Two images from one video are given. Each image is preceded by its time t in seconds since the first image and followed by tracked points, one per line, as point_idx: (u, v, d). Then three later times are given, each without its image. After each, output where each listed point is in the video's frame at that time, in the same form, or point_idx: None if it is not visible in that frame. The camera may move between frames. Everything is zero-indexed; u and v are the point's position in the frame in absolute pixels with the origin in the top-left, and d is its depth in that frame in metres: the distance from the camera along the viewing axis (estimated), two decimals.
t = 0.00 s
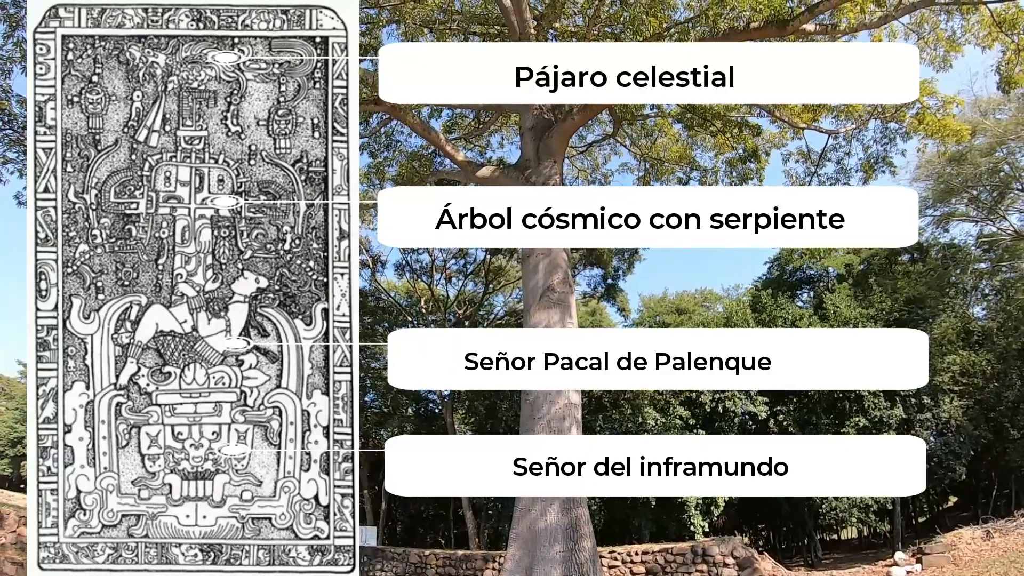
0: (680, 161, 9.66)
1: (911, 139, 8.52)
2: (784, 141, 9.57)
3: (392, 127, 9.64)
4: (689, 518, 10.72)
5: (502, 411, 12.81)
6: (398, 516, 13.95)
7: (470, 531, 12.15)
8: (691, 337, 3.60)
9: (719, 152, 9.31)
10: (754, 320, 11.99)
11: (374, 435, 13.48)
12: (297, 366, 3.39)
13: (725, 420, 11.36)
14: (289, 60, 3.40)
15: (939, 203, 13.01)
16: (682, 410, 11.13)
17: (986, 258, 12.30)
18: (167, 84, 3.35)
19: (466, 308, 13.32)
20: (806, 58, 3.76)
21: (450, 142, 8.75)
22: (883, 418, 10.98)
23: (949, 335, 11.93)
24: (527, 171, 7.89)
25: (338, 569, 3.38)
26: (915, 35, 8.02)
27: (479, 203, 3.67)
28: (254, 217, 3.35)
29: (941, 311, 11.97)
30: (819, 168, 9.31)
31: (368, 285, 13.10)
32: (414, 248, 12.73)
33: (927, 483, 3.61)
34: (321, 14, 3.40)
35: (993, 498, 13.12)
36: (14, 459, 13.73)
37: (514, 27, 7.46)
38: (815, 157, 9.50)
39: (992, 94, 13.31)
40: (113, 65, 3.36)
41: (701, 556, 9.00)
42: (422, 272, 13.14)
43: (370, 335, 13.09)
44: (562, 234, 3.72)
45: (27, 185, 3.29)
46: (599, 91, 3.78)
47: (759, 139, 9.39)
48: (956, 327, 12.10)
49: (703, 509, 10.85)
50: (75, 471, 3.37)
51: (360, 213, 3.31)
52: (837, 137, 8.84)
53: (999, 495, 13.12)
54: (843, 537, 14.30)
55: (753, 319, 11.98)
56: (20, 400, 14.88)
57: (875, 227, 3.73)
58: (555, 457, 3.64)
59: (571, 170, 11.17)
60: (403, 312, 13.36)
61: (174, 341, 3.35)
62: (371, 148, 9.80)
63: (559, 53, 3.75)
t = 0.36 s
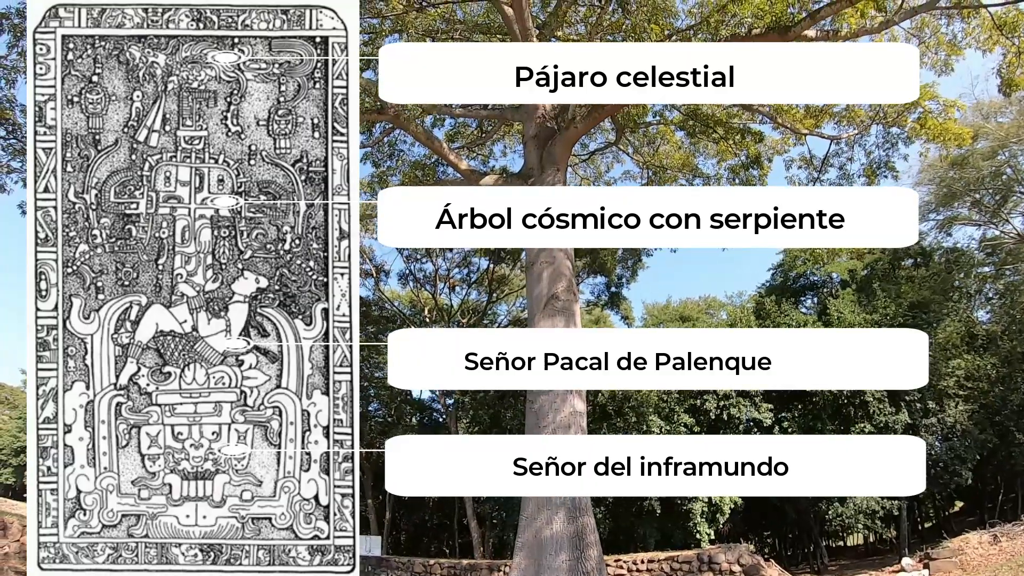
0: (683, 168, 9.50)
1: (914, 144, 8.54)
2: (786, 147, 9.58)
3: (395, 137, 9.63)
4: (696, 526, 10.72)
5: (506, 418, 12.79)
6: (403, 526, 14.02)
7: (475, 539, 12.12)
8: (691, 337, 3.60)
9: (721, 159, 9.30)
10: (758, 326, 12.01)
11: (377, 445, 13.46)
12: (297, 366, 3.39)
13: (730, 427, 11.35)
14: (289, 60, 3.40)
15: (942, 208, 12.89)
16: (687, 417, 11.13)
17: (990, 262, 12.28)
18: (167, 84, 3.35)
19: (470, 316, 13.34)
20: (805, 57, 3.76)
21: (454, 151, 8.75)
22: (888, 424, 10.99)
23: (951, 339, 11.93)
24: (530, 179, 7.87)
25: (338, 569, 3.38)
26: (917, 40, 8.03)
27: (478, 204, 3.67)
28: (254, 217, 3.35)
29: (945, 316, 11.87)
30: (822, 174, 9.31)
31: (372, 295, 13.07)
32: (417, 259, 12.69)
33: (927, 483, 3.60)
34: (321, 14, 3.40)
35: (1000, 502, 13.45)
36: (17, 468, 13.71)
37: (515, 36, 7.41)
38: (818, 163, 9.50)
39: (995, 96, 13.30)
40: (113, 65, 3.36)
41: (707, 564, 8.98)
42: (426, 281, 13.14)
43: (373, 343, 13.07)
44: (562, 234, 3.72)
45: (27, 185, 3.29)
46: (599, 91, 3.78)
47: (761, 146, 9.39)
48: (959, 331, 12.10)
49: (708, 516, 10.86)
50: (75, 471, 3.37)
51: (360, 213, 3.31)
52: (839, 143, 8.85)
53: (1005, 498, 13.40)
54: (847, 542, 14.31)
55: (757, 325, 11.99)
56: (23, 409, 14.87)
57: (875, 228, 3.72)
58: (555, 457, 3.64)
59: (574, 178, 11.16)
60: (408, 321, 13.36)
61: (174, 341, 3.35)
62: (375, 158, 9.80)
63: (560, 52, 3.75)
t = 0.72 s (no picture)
0: (684, 158, 9.50)
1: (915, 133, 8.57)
2: (787, 137, 9.59)
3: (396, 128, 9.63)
4: (697, 516, 10.80)
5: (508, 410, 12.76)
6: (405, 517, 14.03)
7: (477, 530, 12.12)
8: (691, 337, 3.60)
9: (723, 149, 9.33)
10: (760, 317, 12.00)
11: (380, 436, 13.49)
12: (297, 366, 3.39)
13: (731, 418, 11.39)
14: (289, 60, 3.39)
15: (945, 198, 12.92)
16: (688, 407, 11.13)
17: (991, 254, 12.81)
18: (167, 84, 3.35)
19: (471, 307, 13.41)
20: (805, 57, 3.76)
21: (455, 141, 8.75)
22: (891, 415, 11.06)
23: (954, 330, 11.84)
24: (531, 169, 7.88)
25: (337, 569, 3.38)
26: (920, 31, 8.06)
27: (478, 204, 3.67)
28: (254, 217, 3.35)
29: (947, 306, 11.86)
30: (824, 164, 9.35)
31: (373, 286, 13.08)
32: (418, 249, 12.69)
33: (927, 483, 3.60)
34: (321, 14, 3.40)
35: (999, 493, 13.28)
36: (20, 463, 13.76)
37: (515, 25, 7.48)
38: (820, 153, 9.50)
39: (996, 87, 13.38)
40: (113, 65, 3.36)
41: (708, 554, 9.02)
42: (427, 272, 13.16)
43: (374, 336, 13.08)
44: (562, 234, 3.72)
45: (27, 185, 3.29)
46: (599, 91, 3.77)
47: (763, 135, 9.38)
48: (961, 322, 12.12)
49: (710, 506, 10.95)
50: (75, 471, 3.37)
51: (360, 213, 3.31)
52: (841, 133, 8.87)
53: (1005, 490, 13.27)
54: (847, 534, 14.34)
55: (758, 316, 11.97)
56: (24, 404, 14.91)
57: (875, 226, 3.72)
58: (555, 457, 3.64)
59: (574, 168, 11.19)
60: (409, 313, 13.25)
61: (174, 341, 3.35)
62: (375, 149, 9.80)
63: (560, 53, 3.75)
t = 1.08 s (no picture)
0: (681, 122, 9.47)
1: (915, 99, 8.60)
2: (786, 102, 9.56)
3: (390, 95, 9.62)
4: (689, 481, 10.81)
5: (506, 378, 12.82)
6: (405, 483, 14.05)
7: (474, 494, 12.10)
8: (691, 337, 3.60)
9: (720, 114, 9.26)
10: (757, 283, 12.10)
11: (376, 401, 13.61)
12: (297, 366, 3.39)
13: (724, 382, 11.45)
14: (289, 60, 3.39)
15: (943, 166, 13.00)
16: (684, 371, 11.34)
17: (990, 223, 12.56)
18: (167, 84, 3.35)
19: (468, 272, 13.39)
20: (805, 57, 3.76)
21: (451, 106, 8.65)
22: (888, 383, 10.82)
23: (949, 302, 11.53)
24: (528, 134, 7.77)
25: (337, 569, 3.38)
26: None
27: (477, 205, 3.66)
28: (255, 217, 3.35)
29: (944, 276, 11.67)
30: (822, 129, 9.32)
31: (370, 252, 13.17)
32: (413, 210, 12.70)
33: (927, 483, 3.60)
34: (321, 14, 3.40)
35: (993, 463, 12.72)
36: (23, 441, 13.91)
37: None
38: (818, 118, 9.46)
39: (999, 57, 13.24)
40: (113, 65, 3.36)
41: (705, 517, 9.58)
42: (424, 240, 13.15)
43: (373, 302, 13.29)
44: (562, 234, 3.72)
45: (27, 185, 3.29)
46: (599, 91, 3.78)
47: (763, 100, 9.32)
48: (958, 290, 11.86)
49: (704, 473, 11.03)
50: (75, 471, 3.37)
51: (360, 213, 3.31)
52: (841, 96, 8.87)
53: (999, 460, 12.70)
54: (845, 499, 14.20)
55: (756, 281, 12.09)
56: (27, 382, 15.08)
57: (874, 225, 3.71)
58: (555, 457, 3.64)
59: (571, 132, 11.16)
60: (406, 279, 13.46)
61: (174, 341, 3.35)
62: (370, 115, 9.82)
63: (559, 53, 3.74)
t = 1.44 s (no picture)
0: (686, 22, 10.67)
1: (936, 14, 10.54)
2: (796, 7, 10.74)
3: None
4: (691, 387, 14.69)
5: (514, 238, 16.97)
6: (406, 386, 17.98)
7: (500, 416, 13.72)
8: (691, 338, 3.60)
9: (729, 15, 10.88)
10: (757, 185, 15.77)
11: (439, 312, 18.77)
12: (298, 366, 3.39)
13: (726, 288, 15.50)
14: (289, 60, 3.39)
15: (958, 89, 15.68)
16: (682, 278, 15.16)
17: (998, 148, 16.01)
18: (167, 84, 3.34)
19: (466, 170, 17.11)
20: (802, 58, 3.67)
21: None
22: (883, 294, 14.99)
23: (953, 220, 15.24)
24: (527, 30, 8.33)
25: (337, 569, 3.40)
26: None
27: (475, 205, 3.66)
28: (254, 217, 3.35)
29: (948, 197, 15.30)
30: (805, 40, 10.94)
31: (370, 155, 16.59)
32: (413, 116, 16.28)
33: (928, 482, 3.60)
34: (321, 14, 3.39)
35: (982, 387, 17.07)
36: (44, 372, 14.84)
37: None
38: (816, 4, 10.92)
39: None
40: (113, 65, 3.35)
41: (701, 418, 12.36)
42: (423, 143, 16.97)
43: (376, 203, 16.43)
44: (562, 235, 3.71)
45: (27, 185, 3.29)
46: (599, 91, 3.78)
47: None
48: (961, 213, 15.53)
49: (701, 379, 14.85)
50: (75, 471, 3.37)
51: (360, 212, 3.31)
52: None
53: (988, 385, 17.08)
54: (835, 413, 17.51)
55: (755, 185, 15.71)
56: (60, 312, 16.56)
57: (875, 226, 3.66)
58: (555, 458, 3.61)
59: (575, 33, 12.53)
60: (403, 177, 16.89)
61: (174, 341, 3.35)
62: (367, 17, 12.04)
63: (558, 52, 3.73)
